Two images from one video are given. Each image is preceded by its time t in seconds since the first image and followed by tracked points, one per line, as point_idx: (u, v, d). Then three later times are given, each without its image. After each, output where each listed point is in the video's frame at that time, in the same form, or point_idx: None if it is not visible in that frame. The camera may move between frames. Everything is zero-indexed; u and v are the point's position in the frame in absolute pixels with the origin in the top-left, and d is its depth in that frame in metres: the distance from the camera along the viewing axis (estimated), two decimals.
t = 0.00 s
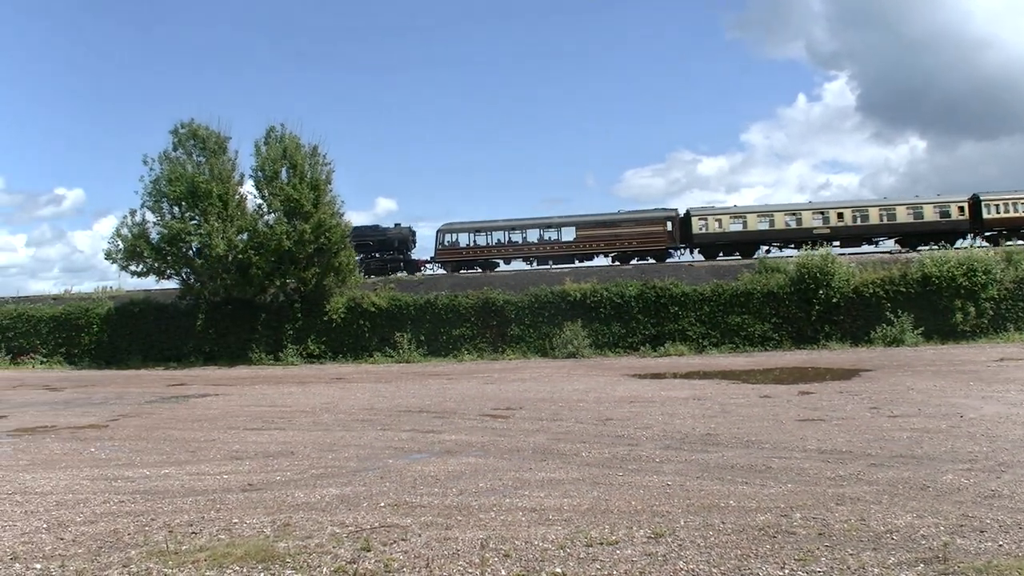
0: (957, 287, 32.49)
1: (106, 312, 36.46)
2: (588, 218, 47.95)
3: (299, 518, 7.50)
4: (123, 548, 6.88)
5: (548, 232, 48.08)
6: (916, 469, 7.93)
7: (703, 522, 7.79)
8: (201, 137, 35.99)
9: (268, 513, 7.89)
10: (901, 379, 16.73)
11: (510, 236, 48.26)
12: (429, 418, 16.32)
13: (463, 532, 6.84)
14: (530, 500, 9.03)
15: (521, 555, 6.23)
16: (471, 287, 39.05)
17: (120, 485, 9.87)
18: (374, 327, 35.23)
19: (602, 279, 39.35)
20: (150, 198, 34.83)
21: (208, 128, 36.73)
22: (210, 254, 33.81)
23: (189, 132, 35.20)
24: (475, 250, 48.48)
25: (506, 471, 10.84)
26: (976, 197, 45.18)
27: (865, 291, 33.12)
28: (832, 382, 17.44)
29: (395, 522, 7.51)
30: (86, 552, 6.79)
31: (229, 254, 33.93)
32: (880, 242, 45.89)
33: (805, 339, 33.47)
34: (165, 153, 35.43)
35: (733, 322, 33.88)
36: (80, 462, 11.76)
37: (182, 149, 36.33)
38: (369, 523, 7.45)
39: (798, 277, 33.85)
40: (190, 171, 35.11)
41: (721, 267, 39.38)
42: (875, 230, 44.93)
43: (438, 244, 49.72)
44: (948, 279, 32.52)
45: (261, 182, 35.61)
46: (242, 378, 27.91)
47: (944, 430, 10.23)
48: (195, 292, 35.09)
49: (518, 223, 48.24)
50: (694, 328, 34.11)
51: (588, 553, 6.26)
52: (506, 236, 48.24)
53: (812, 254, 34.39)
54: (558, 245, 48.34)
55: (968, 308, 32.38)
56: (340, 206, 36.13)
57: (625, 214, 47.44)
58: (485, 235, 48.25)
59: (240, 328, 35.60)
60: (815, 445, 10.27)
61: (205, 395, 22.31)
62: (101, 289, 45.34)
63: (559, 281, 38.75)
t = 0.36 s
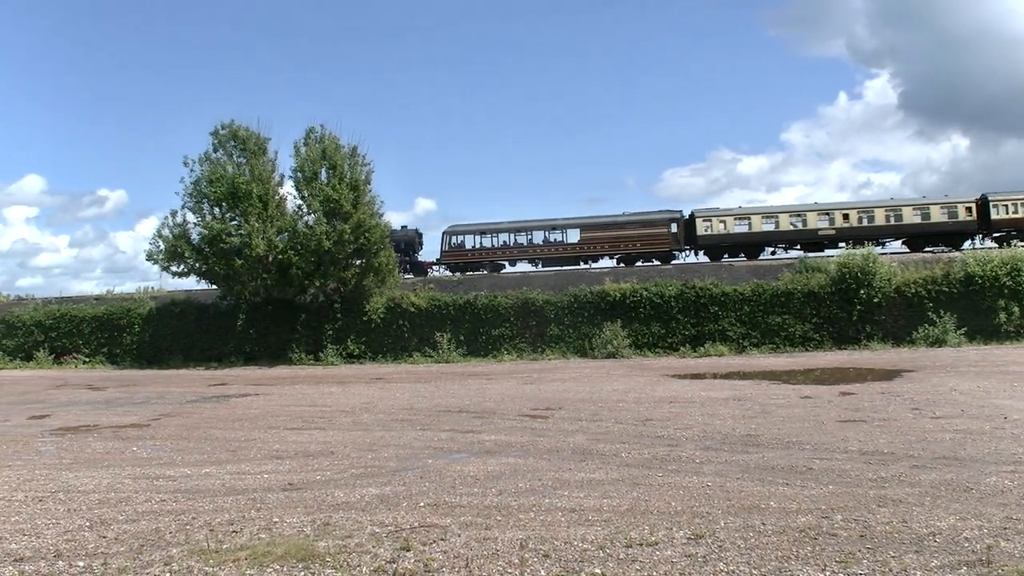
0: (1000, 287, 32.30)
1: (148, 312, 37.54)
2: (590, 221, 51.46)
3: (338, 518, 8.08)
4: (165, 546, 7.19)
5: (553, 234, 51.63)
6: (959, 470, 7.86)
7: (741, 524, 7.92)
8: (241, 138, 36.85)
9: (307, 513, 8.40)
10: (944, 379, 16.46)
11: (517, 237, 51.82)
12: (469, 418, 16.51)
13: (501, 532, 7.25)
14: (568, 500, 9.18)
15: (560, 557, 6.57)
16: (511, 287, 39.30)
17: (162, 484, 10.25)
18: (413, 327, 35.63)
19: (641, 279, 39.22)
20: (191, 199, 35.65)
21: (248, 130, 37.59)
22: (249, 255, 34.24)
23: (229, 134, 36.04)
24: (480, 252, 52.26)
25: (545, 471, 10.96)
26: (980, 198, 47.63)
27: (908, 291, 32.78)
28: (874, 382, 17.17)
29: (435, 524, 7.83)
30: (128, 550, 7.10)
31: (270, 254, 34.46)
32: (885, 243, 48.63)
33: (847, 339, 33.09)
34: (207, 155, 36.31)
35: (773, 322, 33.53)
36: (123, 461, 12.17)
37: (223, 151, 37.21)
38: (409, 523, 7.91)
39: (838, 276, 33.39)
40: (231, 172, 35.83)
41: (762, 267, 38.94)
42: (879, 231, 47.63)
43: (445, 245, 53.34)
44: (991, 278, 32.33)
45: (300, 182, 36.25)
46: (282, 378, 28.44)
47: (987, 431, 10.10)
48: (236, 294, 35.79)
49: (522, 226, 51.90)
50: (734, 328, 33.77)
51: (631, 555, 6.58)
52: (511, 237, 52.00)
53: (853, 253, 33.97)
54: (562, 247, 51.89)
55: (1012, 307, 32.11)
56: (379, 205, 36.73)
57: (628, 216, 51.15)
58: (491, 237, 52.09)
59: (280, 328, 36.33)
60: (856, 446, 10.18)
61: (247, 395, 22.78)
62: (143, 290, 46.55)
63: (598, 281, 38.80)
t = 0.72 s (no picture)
0: None
1: (195, 312, 38.53)
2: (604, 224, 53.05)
3: (385, 516, 8.47)
4: (213, 543, 7.52)
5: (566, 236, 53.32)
6: (1009, 474, 7.77)
7: (789, 528, 8.02)
8: (287, 139, 37.61)
9: (354, 511, 8.81)
10: (996, 380, 16.09)
11: (530, 238, 53.66)
12: (515, 418, 16.66)
13: (549, 532, 7.75)
14: (614, 500, 9.29)
15: (606, 557, 6.99)
16: (557, 287, 39.44)
17: (210, 481, 10.67)
18: (459, 327, 35.98)
19: (687, 279, 38.91)
20: (239, 200, 36.50)
21: (295, 131, 38.37)
22: (296, 256, 34.90)
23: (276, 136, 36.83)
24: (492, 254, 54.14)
25: (591, 472, 11.07)
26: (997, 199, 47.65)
27: (958, 292, 32.06)
28: (924, 384, 16.81)
29: (482, 525, 8.10)
30: (175, 547, 7.43)
31: (317, 255, 35.13)
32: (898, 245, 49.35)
33: (896, 340, 32.50)
34: (254, 156, 37.17)
35: (821, 322, 33.07)
36: (170, 459, 12.64)
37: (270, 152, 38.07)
38: (455, 523, 8.22)
39: (887, 276, 32.82)
40: (277, 173, 36.58)
41: (811, 268, 38.25)
42: (893, 232, 48.47)
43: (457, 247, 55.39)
44: None
45: (347, 182, 36.88)
46: (328, 378, 28.87)
47: None
48: (283, 295, 36.58)
49: (535, 228, 53.66)
50: (782, 329, 33.35)
51: (675, 555, 7.05)
52: (523, 239, 53.84)
53: (902, 253, 33.29)
54: (573, 248, 53.62)
55: None
56: (424, 205, 37.25)
57: (640, 218, 52.67)
58: (503, 240, 53.95)
59: (327, 328, 37.08)
60: (904, 448, 10.08)
61: (292, 395, 23.14)
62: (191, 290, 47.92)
63: (643, 281, 38.67)
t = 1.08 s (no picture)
0: None
1: (251, 312, 39.57)
2: (625, 225, 55.11)
3: (442, 516, 8.74)
4: (268, 542, 7.90)
5: (588, 238, 55.66)
6: None
7: (845, 528, 8.03)
8: (343, 140, 38.41)
9: (409, 510, 9.14)
10: None
11: (551, 240, 56.22)
12: (570, 418, 16.80)
13: (604, 532, 7.96)
14: (670, 500, 9.43)
15: (661, 557, 7.19)
16: (612, 287, 39.43)
17: (266, 480, 11.15)
18: (515, 327, 36.24)
19: (744, 279, 38.39)
20: (296, 201, 37.49)
21: (350, 131, 39.16)
22: (354, 256, 35.75)
23: (332, 136, 37.66)
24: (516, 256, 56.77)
25: (645, 472, 11.18)
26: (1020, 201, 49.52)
27: (1020, 292, 31.57)
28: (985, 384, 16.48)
29: (536, 525, 8.33)
30: (231, 545, 7.80)
31: (374, 254, 35.96)
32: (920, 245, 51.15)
33: (955, 340, 32.11)
34: (311, 156, 38.07)
35: (879, 323, 32.71)
36: (226, 458, 13.19)
37: (326, 152, 38.95)
38: (509, 522, 8.47)
39: (946, 276, 32.46)
40: (333, 174, 37.38)
41: (868, 267, 37.60)
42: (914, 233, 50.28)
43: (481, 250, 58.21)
44: None
45: (402, 182, 37.58)
46: (383, 378, 29.25)
47: None
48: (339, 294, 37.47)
49: (556, 230, 56.19)
50: (839, 329, 33.09)
51: (731, 558, 7.17)
52: (545, 241, 56.48)
53: (961, 253, 32.98)
54: (595, 250, 55.89)
55: None
56: (479, 204, 37.77)
57: (660, 221, 54.58)
58: (526, 242, 56.65)
59: (383, 327, 37.80)
60: (964, 450, 10.16)
61: (348, 395, 23.55)
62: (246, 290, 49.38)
63: (700, 281, 38.37)
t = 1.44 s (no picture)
0: None
1: (282, 312, 40.14)
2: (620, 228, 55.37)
3: (470, 516, 8.91)
4: (298, 541, 8.12)
5: (584, 240, 55.84)
6: None
7: (876, 529, 8.04)
8: (373, 140, 38.82)
9: (439, 510, 9.32)
10: None
11: (547, 242, 56.49)
12: (599, 418, 16.90)
13: (633, 533, 8.07)
14: (699, 500, 9.50)
15: (691, 558, 7.26)
16: (641, 287, 39.36)
17: (295, 479, 11.42)
18: (544, 327, 36.35)
19: (774, 278, 38.06)
20: (326, 201, 37.99)
21: (379, 131, 39.55)
22: (385, 256, 36.18)
23: (362, 137, 38.09)
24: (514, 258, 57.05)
25: (675, 472, 11.23)
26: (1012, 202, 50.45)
27: None
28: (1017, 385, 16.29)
29: (565, 525, 8.44)
30: (262, 544, 8.03)
31: (404, 254, 36.37)
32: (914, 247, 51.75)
33: (987, 341, 31.68)
34: (341, 156, 38.52)
35: (910, 323, 32.39)
36: (256, 457, 13.52)
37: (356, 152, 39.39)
38: (539, 522, 8.60)
39: (978, 276, 32.10)
40: (363, 174, 37.81)
41: (899, 267, 37.04)
42: (908, 234, 50.88)
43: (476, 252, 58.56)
44: None
45: (432, 183, 37.91)
46: (412, 378, 29.48)
47: None
48: (369, 294, 37.96)
49: (552, 232, 56.22)
50: (869, 330, 32.79)
51: (760, 559, 7.21)
52: (541, 243, 56.73)
53: (995, 253, 32.56)
54: (592, 252, 56.04)
55: None
56: (507, 203, 37.97)
57: (656, 222, 54.74)
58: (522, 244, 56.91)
59: (413, 327, 38.16)
60: (995, 451, 10.16)
61: (377, 395, 23.79)
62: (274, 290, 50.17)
63: (730, 281, 38.16)
